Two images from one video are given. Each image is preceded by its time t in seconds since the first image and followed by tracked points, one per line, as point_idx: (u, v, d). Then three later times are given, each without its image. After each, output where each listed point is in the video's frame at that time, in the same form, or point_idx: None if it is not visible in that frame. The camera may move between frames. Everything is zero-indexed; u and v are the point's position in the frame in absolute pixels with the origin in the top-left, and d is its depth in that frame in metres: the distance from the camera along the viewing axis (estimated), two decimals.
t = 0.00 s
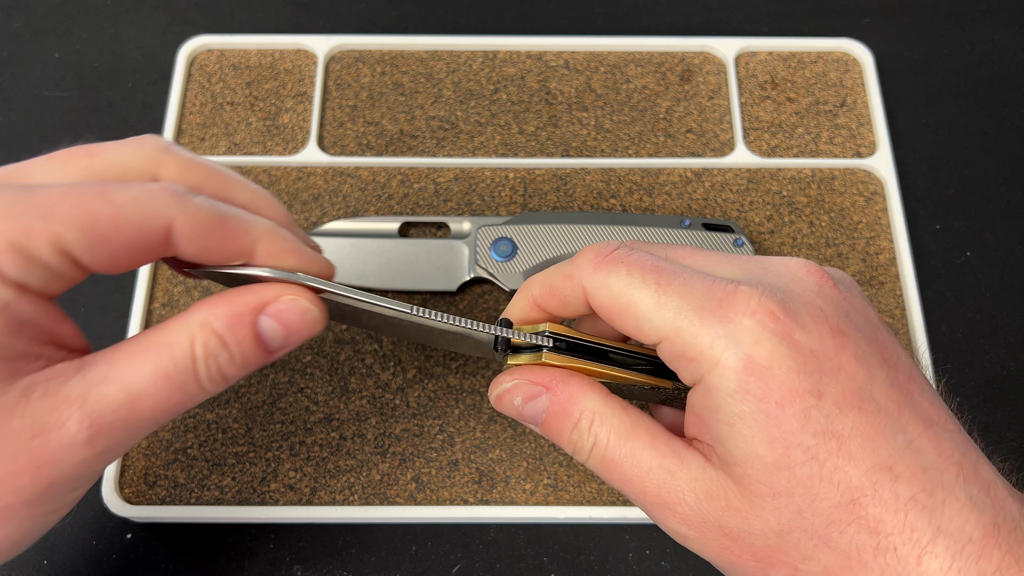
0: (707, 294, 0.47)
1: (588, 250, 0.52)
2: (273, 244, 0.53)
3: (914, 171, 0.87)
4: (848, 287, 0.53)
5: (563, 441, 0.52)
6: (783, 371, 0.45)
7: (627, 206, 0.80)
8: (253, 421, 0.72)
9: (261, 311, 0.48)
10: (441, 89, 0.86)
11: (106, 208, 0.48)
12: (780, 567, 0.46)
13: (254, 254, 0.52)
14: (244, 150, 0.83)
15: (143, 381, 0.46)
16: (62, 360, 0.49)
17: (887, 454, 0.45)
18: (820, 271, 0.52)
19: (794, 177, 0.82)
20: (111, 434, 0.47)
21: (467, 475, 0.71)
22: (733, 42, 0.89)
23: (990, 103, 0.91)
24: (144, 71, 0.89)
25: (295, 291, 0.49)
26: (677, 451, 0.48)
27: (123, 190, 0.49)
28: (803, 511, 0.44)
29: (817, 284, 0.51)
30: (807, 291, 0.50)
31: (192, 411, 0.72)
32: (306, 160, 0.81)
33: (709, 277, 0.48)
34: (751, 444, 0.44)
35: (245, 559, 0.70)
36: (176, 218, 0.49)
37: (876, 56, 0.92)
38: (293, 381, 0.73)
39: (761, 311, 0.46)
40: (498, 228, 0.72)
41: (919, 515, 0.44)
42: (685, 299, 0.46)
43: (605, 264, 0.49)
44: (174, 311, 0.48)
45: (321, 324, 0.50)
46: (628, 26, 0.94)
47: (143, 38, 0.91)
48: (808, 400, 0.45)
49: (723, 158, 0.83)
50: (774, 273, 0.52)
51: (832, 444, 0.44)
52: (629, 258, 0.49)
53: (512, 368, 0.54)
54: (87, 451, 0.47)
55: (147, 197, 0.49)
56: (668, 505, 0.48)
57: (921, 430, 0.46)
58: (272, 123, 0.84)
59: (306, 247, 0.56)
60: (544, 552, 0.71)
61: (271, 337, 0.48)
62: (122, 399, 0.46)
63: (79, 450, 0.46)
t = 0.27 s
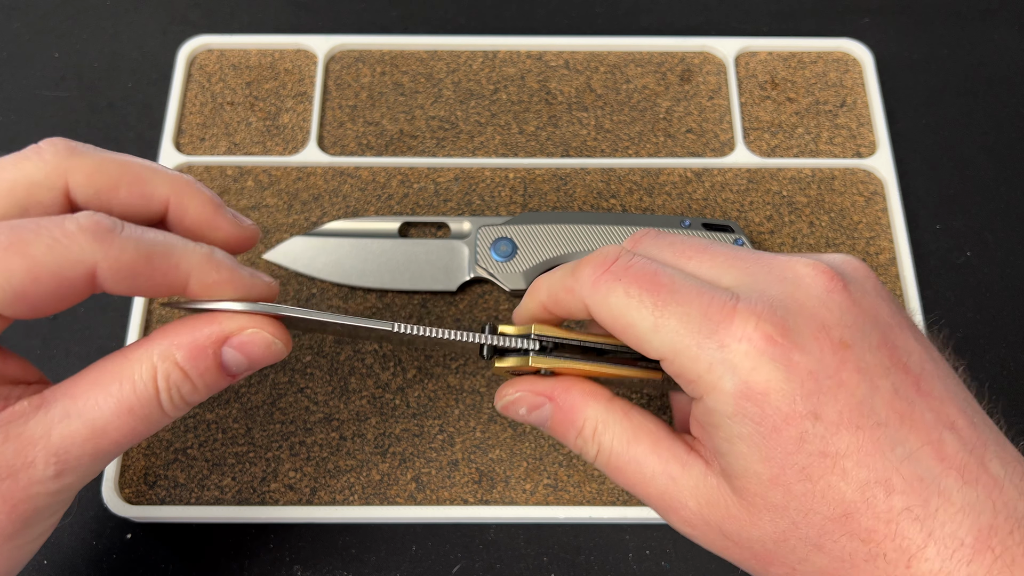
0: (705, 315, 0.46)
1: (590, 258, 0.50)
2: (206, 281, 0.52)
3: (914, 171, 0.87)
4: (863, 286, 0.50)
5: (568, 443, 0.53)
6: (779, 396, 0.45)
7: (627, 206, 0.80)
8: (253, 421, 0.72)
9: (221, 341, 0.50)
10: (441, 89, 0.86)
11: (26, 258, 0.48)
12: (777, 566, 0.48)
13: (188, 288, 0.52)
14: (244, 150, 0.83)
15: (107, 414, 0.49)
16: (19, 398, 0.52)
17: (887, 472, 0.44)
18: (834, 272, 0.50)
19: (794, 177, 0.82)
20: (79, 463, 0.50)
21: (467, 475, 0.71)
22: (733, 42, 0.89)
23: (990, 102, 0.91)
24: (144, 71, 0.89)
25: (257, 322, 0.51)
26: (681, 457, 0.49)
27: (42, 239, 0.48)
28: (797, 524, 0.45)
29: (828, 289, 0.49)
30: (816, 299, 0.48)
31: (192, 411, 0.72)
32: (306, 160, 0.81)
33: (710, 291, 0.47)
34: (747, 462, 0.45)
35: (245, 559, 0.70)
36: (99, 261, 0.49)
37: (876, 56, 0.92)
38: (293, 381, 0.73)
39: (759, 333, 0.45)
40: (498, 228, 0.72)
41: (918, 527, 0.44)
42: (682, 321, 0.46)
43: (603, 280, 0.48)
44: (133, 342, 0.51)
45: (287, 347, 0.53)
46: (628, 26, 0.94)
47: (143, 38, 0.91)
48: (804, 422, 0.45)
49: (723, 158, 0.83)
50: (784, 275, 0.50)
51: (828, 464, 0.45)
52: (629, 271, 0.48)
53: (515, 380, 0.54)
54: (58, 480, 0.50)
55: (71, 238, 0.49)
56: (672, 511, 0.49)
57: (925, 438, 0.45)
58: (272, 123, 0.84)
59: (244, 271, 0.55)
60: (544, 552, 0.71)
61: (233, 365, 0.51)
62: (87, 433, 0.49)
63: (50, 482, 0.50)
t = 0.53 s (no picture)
0: (721, 327, 0.45)
1: (597, 265, 0.49)
2: (182, 280, 0.51)
3: (914, 171, 0.87)
4: (882, 292, 0.49)
5: (577, 429, 0.53)
6: (797, 411, 0.44)
7: (627, 206, 0.80)
8: (253, 422, 0.72)
9: (182, 331, 0.50)
10: (441, 89, 0.86)
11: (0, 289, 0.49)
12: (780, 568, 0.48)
13: (167, 289, 0.51)
14: (244, 149, 0.83)
15: (80, 412, 0.49)
16: None
17: (898, 482, 0.44)
18: (854, 276, 0.48)
19: (794, 177, 0.82)
20: (63, 464, 0.50)
21: (467, 475, 0.71)
22: (733, 42, 0.89)
23: (990, 103, 0.91)
24: (144, 71, 0.89)
25: (213, 308, 0.51)
26: (689, 453, 0.49)
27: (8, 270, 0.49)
28: (804, 534, 0.45)
29: (847, 295, 0.47)
30: (835, 307, 0.47)
31: (192, 411, 0.72)
32: (306, 160, 0.81)
33: (727, 302, 0.46)
34: (757, 474, 0.45)
35: (245, 559, 0.70)
36: (73, 279, 0.49)
37: (876, 57, 0.92)
38: (293, 381, 0.73)
39: (776, 346, 0.44)
40: (498, 228, 0.72)
41: (926, 537, 0.43)
42: (697, 336, 0.45)
43: (615, 291, 0.47)
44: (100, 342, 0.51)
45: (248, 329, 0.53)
46: (628, 26, 0.94)
47: (143, 38, 0.91)
48: (819, 436, 0.44)
49: (723, 158, 0.83)
50: (803, 279, 0.48)
51: (840, 475, 0.44)
52: (642, 282, 0.47)
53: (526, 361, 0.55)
54: (45, 482, 0.51)
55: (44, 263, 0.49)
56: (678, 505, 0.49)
57: (936, 448, 0.45)
58: (272, 123, 0.84)
59: (221, 262, 0.53)
60: (544, 552, 0.71)
61: (198, 353, 0.51)
62: (65, 431, 0.49)
63: (38, 484, 0.50)
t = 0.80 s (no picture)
0: (734, 320, 0.44)
1: (604, 266, 0.48)
2: (169, 310, 0.49)
3: (914, 171, 0.87)
4: (897, 279, 0.49)
5: (582, 425, 0.53)
6: (816, 399, 0.44)
7: (627, 206, 0.80)
8: (253, 422, 0.72)
9: (182, 359, 0.48)
10: (441, 89, 0.86)
11: None
12: (788, 562, 0.48)
13: (154, 317, 0.49)
14: (245, 149, 0.83)
15: (82, 446, 0.47)
16: None
17: (914, 468, 0.44)
18: (867, 261, 0.48)
19: (794, 177, 0.82)
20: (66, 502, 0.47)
21: (467, 475, 0.71)
22: (733, 42, 0.89)
23: (990, 102, 0.91)
24: (144, 71, 0.89)
25: (211, 335, 0.49)
26: (696, 449, 0.49)
27: None
28: (817, 524, 0.45)
29: (862, 281, 0.47)
30: (851, 293, 0.46)
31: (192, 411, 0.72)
32: (306, 160, 0.81)
33: (738, 295, 0.45)
34: (774, 463, 0.45)
35: (245, 559, 0.70)
36: (58, 309, 0.47)
37: (876, 57, 0.92)
38: (293, 381, 0.73)
39: (791, 336, 0.44)
40: (498, 228, 0.72)
41: (940, 524, 0.43)
42: (711, 330, 0.44)
43: (623, 292, 0.46)
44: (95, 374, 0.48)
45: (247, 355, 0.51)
46: (628, 26, 0.94)
47: (144, 38, 0.91)
48: (837, 424, 0.44)
49: (723, 157, 0.83)
50: (817, 267, 0.48)
51: (857, 464, 0.44)
52: (650, 280, 0.46)
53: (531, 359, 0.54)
54: (49, 521, 0.47)
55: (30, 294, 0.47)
56: (686, 501, 0.49)
57: (950, 434, 0.45)
58: (272, 123, 0.84)
59: (208, 296, 0.52)
60: (544, 552, 0.71)
61: (200, 380, 0.49)
62: (68, 466, 0.47)
63: (43, 523, 0.47)
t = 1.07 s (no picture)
0: (723, 342, 0.44)
1: (594, 285, 0.49)
2: (139, 265, 0.49)
3: (914, 171, 0.87)
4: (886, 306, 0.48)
5: (557, 442, 0.52)
6: (803, 427, 0.43)
7: (627, 207, 0.80)
8: (253, 422, 0.72)
9: (148, 315, 0.50)
10: (441, 89, 0.86)
11: None
12: None
13: (123, 270, 0.50)
14: (244, 150, 0.83)
15: (43, 397, 0.48)
16: None
17: (896, 499, 0.43)
18: (858, 285, 0.47)
19: (794, 177, 0.82)
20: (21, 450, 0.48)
21: (467, 475, 0.71)
22: (733, 42, 0.89)
23: (990, 103, 0.91)
24: (144, 71, 0.89)
25: (181, 295, 0.50)
26: (673, 467, 0.48)
27: None
28: (796, 550, 0.45)
29: (854, 306, 0.46)
30: (843, 319, 0.46)
31: (192, 411, 0.72)
32: (306, 160, 0.81)
33: (728, 317, 0.45)
34: (754, 488, 0.44)
35: (245, 559, 0.70)
36: (21, 258, 0.46)
37: (876, 57, 0.92)
38: (293, 381, 0.73)
39: (779, 360, 0.44)
40: (498, 228, 0.72)
41: (918, 555, 0.43)
42: (699, 352, 0.44)
43: (608, 309, 0.47)
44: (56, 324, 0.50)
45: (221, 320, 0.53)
46: (628, 26, 0.94)
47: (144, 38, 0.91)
48: (823, 451, 0.43)
49: (723, 157, 0.83)
50: (808, 292, 0.47)
51: (840, 492, 0.44)
52: (638, 299, 0.46)
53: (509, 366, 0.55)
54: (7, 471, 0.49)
55: None
56: (661, 523, 0.48)
57: (934, 464, 0.44)
58: (272, 123, 0.84)
59: (182, 256, 0.52)
60: (544, 552, 0.71)
61: (165, 339, 0.51)
62: (27, 417, 0.48)
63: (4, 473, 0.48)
